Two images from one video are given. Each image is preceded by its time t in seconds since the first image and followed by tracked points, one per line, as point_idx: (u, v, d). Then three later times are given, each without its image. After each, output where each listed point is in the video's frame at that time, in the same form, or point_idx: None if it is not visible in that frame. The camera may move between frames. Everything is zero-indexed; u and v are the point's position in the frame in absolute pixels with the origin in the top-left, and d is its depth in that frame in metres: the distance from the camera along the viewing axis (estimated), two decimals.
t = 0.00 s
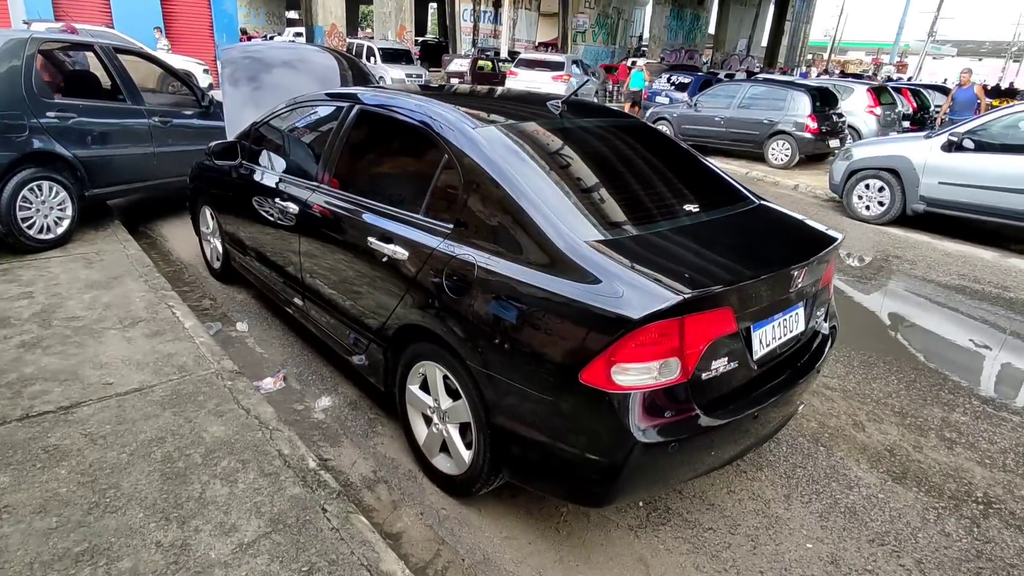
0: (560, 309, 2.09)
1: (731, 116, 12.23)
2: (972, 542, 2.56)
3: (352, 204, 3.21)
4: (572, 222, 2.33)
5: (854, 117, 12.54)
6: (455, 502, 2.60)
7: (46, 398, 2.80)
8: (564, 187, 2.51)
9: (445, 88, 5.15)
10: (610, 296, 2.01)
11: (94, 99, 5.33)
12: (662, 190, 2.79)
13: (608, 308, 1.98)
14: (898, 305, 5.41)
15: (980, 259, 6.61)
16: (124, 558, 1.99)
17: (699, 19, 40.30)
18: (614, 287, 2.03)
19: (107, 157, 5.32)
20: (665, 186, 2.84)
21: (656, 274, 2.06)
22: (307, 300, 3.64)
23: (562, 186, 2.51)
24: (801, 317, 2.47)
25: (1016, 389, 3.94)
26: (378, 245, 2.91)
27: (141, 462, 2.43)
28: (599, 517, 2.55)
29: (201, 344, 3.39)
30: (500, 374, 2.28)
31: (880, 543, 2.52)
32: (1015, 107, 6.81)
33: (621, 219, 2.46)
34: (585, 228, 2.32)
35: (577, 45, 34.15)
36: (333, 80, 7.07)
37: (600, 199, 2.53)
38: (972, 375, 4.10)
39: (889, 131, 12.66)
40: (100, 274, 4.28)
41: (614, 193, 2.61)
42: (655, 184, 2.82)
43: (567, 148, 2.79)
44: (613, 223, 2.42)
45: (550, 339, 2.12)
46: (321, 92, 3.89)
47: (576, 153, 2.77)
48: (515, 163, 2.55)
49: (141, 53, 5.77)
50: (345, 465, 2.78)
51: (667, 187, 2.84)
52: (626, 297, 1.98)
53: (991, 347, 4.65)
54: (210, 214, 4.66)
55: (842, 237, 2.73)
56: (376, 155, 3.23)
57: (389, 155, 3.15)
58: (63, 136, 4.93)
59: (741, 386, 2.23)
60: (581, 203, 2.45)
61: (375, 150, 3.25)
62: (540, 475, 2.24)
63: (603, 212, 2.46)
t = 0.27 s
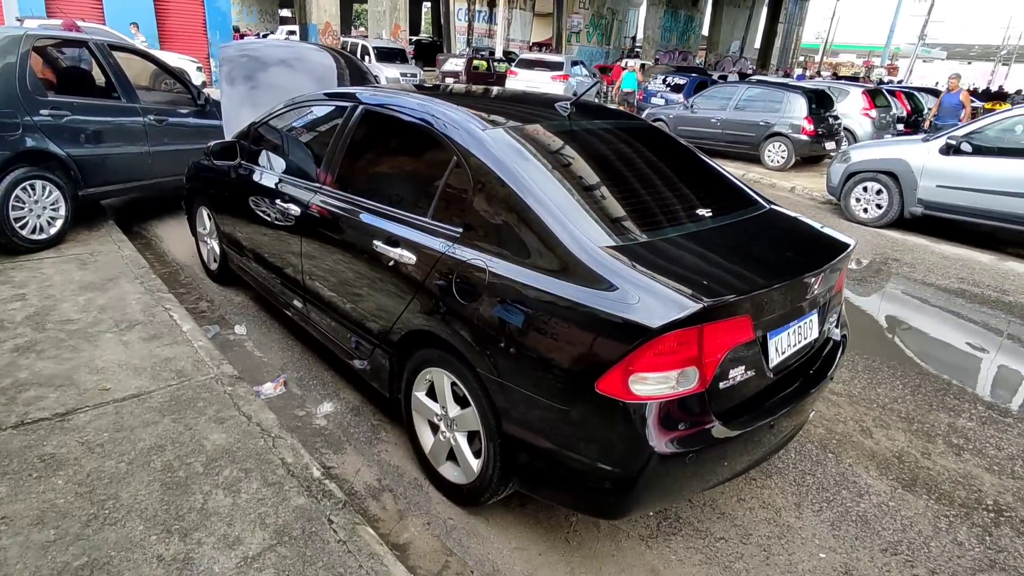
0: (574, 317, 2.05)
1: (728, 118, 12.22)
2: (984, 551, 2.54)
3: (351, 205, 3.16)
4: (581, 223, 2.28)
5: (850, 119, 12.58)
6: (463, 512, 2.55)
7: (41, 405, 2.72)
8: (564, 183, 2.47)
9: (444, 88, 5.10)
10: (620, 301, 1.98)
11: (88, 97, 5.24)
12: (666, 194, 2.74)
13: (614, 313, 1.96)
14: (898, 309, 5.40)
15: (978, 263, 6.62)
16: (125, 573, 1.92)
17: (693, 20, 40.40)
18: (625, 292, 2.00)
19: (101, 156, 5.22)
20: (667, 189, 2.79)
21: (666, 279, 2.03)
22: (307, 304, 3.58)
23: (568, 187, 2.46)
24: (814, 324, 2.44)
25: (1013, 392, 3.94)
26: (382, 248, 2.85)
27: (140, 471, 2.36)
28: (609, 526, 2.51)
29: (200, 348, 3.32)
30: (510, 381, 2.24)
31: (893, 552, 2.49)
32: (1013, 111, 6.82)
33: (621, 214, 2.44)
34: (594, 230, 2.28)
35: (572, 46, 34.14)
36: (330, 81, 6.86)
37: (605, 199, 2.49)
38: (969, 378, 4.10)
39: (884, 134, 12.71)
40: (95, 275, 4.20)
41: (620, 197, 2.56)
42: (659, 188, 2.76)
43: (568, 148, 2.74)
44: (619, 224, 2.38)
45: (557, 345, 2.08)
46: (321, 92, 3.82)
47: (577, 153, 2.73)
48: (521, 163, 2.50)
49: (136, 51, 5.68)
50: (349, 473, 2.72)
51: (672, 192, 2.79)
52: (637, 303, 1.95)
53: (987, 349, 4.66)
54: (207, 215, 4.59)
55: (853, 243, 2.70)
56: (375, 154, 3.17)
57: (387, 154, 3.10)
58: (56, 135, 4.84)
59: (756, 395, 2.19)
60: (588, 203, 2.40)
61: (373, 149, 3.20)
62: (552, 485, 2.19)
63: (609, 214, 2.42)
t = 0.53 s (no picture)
0: (586, 321, 2.01)
1: (726, 117, 12.21)
2: (996, 556, 2.52)
3: (352, 206, 3.11)
4: (587, 224, 2.25)
5: (848, 118, 12.58)
6: (470, 518, 2.51)
7: (39, 410, 2.67)
8: (569, 181, 2.43)
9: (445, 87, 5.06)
10: (624, 305, 1.96)
11: (84, 96, 5.17)
12: (672, 197, 2.69)
13: (618, 316, 1.94)
14: (901, 309, 5.38)
15: (979, 263, 6.61)
16: None
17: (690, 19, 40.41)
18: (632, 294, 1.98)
19: (97, 155, 5.16)
20: (673, 191, 2.75)
21: (673, 282, 2.00)
22: (309, 306, 3.53)
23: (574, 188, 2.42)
24: (826, 328, 2.40)
25: (1014, 393, 3.93)
26: (386, 250, 2.79)
27: (142, 479, 2.32)
28: (619, 533, 2.47)
29: (200, 352, 3.27)
30: (519, 386, 2.20)
31: (905, 558, 2.46)
32: (1013, 111, 6.82)
33: (622, 210, 2.42)
34: (601, 231, 2.24)
35: (569, 45, 34.11)
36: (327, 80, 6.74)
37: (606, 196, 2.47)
38: (969, 378, 4.10)
39: (882, 133, 12.72)
40: (92, 277, 4.14)
41: (626, 198, 2.52)
42: (665, 191, 2.72)
43: (570, 147, 2.69)
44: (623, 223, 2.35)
45: (565, 349, 2.05)
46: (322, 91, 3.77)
47: (579, 152, 2.69)
48: (526, 163, 2.46)
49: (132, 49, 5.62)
50: (354, 479, 2.68)
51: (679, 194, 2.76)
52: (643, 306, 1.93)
53: (988, 350, 4.65)
54: (206, 215, 4.53)
55: (864, 246, 2.67)
56: (376, 153, 3.12)
57: (388, 153, 3.05)
58: (52, 134, 4.78)
59: (769, 401, 2.15)
60: (594, 203, 2.37)
61: (374, 149, 3.15)
62: (562, 493, 2.15)
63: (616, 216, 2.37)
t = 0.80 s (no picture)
0: (590, 325, 1.93)
1: (726, 113, 12.12)
2: (1010, 563, 2.45)
3: (348, 205, 3.03)
4: (590, 223, 2.17)
5: (849, 114, 12.50)
6: (470, 527, 2.44)
7: (27, 416, 2.60)
8: (570, 178, 2.35)
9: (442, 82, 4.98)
10: (627, 307, 1.89)
11: (75, 92, 5.08)
12: (676, 196, 2.61)
13: (620, 318, 1.88)
14: (905, 307, 5.32)
15: (983, 260, 6.55)
16: None
17: (688, 14, 40.26)
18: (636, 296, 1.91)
19: (89, 153, 5.07)
20: (677, 190, 2.66)
21: (681, 283, 1.94)
22: (305, 307, 3.45)
23: (576, 185, 2.34)
24: (837, 330, 2.33)
25: (1017, 391, 3.88)
26: (384, 251, 2.72)
27: (131, 488, 2.25)
28: (623, 542, 2.40)
29: (194, 354, 3.19)
30: (520, 391, 2.13)
31: (917, 566, 2.40)
32: (1017, 106, 6.75)
33: (623, 206, 2.36)
34: (605, 230, 2.16)
35: (567, 40, 33.95)
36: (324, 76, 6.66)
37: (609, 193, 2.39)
38: (971, 376, 4.04)
39: (883, 129, 12.64)
40: (83, 277, 4.06)
41: (629, 197, 2.44)
42: (668, 190, 2.63)
43: (571, 143, 2.62)
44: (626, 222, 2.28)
45: (569, 355, 1.98)
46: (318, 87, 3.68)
47: (580, 148, 2.61)
48: (526, 160, 2.38)
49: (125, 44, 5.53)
50: (351, 486, 2.61)
51: (683, 192, 2.68)
52: (644, 308, 1.87)
53: (992, 347, 4.59)
54: (200, 214, 4.45)
55: (875, 247, 2.60)
56: (373, 150, 3.04)
57: (385, 150, 2.97)
58: (43, 131, 4.69)
59: (779, 406, 2.08)
60: (596, 202, 2.29)
61: (370, 146, 3.07)
62: (566, 502, 2.08)
63: (620, 215, 2.29)
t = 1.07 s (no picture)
0: (594, 327, 1.83)
1: (728, 104, 11.97)
2: None
3: (344, 200, 2.92)
4: (593, 218, 2.06)
5: (852, 104, 12.35)
6: (469, 535, 2.35)
7: (7, 421, 2.50)
8: (571, 170, 2.24)
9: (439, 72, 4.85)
10: (630, 307, 1.80)
11: (63, 83, 4.95)
12: (681, 190, 2.50)
13: (622, 319, 1.78)
14: (912, 301, 5.22)
15: (991, 253, 6.44)
16: None
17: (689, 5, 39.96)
18: (642, 295, 1.81)
19: (78, 146, 4.95)
20: (683, 184, 2.55)
21: (690, 282, 1.83)
22: (298, 305, 3.35)
23: (578, 178, 2.22)
24: (852, 330, 2.23)
25: (1022, 384, 3.82)
26: (379, 247, 2.61)
27: (115, 497, 2.15)
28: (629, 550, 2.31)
29: (183, 354, 3.09)
30: (521, 395, 2.03)
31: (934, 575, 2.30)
32: None
33: (625, 198, 2.25)
34: (609, 225, 2.05)
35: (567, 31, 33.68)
36: (319, 64, 6.47)
37: (612, 185, 2.28)
38: (976, 370, 3.97)
39: (886, 120, 12.50)
40: (71, 274, 3.95)
41: (634, 191, 2.33)
42: (673, 183, 2.52)
43: (572, 134, 2.50)
44: (632, 217, 2.17)
45: (571, 357, 1.88)
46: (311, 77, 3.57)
47: (582, 140, 2.49)
48: (526, 151, 2.27)
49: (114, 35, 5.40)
50: (346, 492, 2.51)
51: (687, 185, 2.56)
52: (647, 309, 1.77)
53: (999, 341, 4.49)
54: (192, 208, 4.33)
55: (892, 242, 2.49)
56: (369, 142, 2.93)
57: (380, 142, 2.86)
58: (29, 123, 4.57)
59: (793, 411, 1.98)
60: (599, 194, 2.18)
61: (367, 139, 2.95)
62: (569, 511, 1.99)
63: (624, 210, 2.18)
